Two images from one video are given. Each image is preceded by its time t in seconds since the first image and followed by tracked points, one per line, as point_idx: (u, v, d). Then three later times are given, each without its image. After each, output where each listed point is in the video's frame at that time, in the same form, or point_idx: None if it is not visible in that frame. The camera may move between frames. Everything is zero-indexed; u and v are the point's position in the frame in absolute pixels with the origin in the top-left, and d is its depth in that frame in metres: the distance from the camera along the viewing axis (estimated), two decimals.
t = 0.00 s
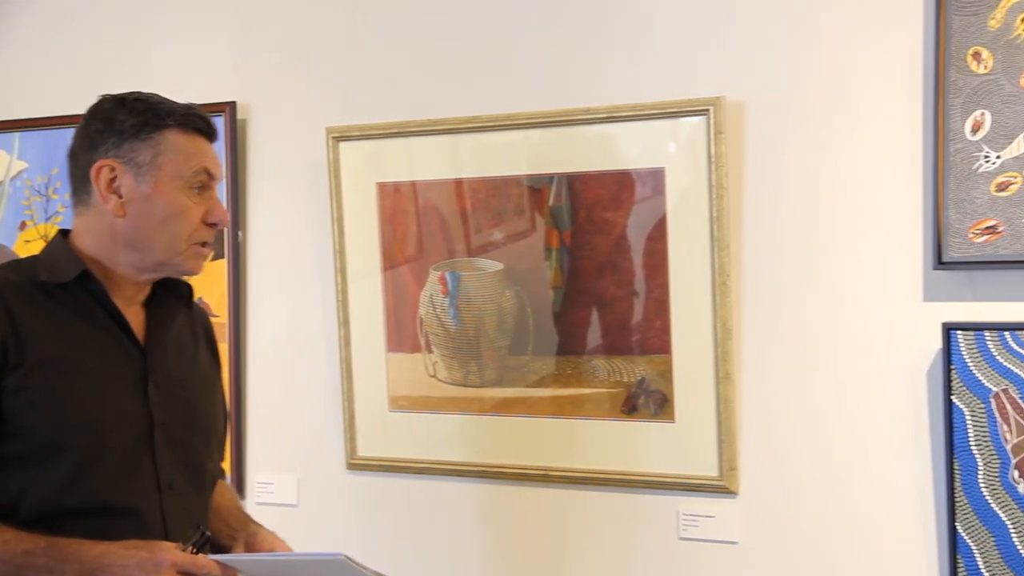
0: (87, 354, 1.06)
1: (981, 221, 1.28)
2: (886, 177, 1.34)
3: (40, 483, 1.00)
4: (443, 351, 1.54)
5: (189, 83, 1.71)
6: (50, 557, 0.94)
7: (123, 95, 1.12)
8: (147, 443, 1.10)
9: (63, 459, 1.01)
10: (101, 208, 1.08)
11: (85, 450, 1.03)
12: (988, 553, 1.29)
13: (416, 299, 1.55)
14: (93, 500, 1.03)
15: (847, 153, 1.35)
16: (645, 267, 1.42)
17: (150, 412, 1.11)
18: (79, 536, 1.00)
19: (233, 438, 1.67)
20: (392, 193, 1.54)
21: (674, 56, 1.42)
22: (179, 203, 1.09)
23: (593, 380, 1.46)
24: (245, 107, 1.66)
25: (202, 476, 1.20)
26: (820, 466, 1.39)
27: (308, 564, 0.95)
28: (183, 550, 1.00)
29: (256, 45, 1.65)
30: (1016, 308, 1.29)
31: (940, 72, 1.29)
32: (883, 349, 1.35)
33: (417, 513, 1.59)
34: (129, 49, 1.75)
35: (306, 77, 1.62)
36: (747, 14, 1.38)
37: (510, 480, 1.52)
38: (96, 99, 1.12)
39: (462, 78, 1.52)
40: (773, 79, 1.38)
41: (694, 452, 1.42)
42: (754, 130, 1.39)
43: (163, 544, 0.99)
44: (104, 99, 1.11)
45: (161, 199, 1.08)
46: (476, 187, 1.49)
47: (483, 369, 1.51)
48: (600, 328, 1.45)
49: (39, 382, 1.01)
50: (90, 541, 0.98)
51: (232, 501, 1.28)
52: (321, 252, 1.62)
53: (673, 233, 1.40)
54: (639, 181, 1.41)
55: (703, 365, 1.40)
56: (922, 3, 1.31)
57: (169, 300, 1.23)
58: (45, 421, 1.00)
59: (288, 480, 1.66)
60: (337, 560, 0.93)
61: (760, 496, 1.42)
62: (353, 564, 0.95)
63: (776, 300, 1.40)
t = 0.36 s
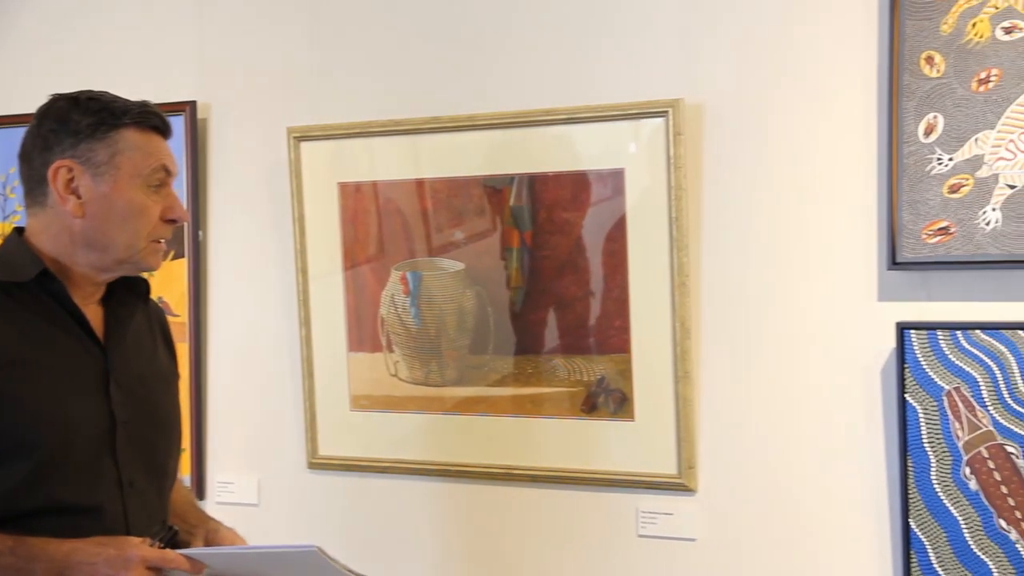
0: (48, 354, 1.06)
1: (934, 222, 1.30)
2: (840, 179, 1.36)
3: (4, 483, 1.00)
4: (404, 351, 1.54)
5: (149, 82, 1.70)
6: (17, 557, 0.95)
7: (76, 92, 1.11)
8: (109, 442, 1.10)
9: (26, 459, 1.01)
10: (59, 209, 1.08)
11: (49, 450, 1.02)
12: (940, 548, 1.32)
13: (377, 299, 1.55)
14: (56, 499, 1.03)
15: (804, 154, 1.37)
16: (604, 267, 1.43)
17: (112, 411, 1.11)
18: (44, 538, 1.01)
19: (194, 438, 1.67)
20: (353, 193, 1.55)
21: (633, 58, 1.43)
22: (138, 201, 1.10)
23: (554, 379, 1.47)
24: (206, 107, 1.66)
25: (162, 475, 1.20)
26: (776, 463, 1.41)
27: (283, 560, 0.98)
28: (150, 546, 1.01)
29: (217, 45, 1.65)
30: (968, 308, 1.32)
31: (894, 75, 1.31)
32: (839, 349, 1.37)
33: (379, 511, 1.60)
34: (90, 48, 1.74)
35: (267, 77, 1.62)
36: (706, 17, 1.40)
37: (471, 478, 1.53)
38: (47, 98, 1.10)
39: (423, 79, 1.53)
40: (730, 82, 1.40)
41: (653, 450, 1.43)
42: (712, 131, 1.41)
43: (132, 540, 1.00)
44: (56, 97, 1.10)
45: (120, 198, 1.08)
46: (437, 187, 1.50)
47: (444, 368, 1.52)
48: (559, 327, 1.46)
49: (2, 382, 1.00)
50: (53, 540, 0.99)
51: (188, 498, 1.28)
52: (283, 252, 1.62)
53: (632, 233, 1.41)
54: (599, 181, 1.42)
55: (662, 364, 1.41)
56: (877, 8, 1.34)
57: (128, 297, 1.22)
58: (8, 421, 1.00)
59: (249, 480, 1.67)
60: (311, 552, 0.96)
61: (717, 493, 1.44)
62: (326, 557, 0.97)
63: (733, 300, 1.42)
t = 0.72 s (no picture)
0: None
1: (886, 223, 1.32)
2: (794, 180, 1.38)
3: None
4: (362, 350, 1.55)
5: (106, 80, 1.69)
6: None
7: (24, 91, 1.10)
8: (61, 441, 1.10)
9: None
10: (7, 209, 1.07)
11: None
12: (892, 544, 1.34)
13: (335, 299, 1.56)
14: (6, 498, 1.03)
15: (758, 156, 1.39)
16: (561, 267, 1.44)
17: (65, 410, 1.11)
18: None
19: (151, 438, 1.67)
20: (311, 193, 1.55)
21: (590, 59, 1.44)
22: (88, 201, 1.09)
23: (512, 378, 1.48)
24: (163, 105, 1.65)
25: (117, 473, 1.20)
26: (732, 461, 1.43)
27: (237, 555, 0.99)
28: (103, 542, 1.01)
29: (175, 44, 1.64)
30: (918, 308, 1.34)
31: (847, 79, 1.33)
32: (793, 348, 1.39)
33: (337, 510, 1.60)
34: (47, 46, 1.73)
35: (226, 76, 1.61)
36: (662, 20, 1.42)
37: (430, 477, 1.54)
38: None
39: (382, 79, 1.53)
40: (686, 84, 1.41)
41: (610, 449, 1.45)
42: (668, 133, 1.42)
43: (84, 535, 1.00)
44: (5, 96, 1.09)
45: (70, 198, 1.08)
46: (396, 187, 1.51)
47: (403, 368, 1.53)
48: (516, 326, 1.47)
49: None
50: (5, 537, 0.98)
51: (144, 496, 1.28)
52: (241, 251, 1.62)
53: (589, 233, 1.42)
54: (557, 181, 1.43)
55: (619, 363, 1.43)
56: (831, 12, 1.36)
57: (81, 295, 1.22)
58: None
59: (206, 480, 1.66)
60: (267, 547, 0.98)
61: (673, 491, 1.45)
62: (279, 550, 1.00)
63: (689, 300, 1.43)
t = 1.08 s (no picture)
0: None
1: (839, 224, 1.34)
2: (749, 181, 1.40)
3: None
4: (321, 349, 1.55)
5: (63, 79, 1.68)
6: None
7: None
8: (15, 440, 1.10)
9: None
10: None
11: None
12: (845, 540, 1.36)
13: (295, 298, 1.56)
14: None
15: (715, 157, 1.41)
16: (519, 266, 1.45)
17: (18, 409, 1.11)
18: None
19: (108, 438, 1.66)
20: (269, 192, 1.55)
21: (548, 61, 1.45)
22: (40, 199, 1.08)
23: (470, 377, 1.49)
24: (121, 104, 1.65)
25: (74, 474, 1.19)
26: (689, 458, 1.44)
27: (188, 549, 1.00)
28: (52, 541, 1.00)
29: (133, 42, 1.64)
30: (871, 307, 1.36)
31: (801, 81, 1.35)
32: (748, 347, 1.41)
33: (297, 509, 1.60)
34: (3, 44, 1.72)
35: (184, 75, 1.61)
36: (619, 22, 1.43)
37: (389, 476, 1.54)
38: None
39: (341, 79, 1.54)
40: (643, 85, 1.42)
41: (568, 447, 1.46)
42: (626, 134, 1.44)
43: (33, 534, 0.99)
44: None
45: (22, 195, 1.07)
46: (355, 187, 1.51)
47: (362, 367, 1.53)
48: (475, 326, 1.48)
49: None
50: None
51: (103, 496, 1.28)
52: (200, 251, 1.62)
53: (548, 234, 1.43)
54: (515, 181, 1.44)
55: (578, 363, 1.44)
56: (785, 15, 1.37)
57: (35, 295, 1.21)
58: None
59: (164, 480, 1.66)
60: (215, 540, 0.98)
61: (630, 489, 1.47)
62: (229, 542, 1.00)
63: (646, 298, 1.45)
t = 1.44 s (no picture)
0: None
1: (798, 225, 1.35)
2: (709, 181, 1.41)
3: None
4: (283, 349, 1.55)
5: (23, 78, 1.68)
6: None
7: None
8: None
9: None
10: None
11: None
12: (804, 537, 1.37)
13: (257, 298, 1.56)
14: None
15: (675, 158, 1.42)
16: (481, 266, 1.46)
17: None
18: None
19: (69, 438, 1.65)
20: (231, 192, 1.55)
21: (510, 62, 1.46)
22: None
23: (433, 377, 1.49)
24: (81, 103, 1.64)
25: (32, 475, 1.18)
26: (649, 456, 1.46)
27: (142, 543, 0.99)
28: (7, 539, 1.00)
29: (94, 42, 1.63)
30: (828, 307, 1.38)
31: (760, 83, 1.36)
32: (708, 347, 1.43)
33: (260, 508, 1.61)
34: None
35: (145, 75, 1.61)
36: (581, 23, 1.44)
37: (353, 475, 1.55)
38: None
39: (303, 79, 1.54)
40: (604, 87, 1.44)
41: (530, 446, 1.47)
42: (587, 135, 1.45)
43: None
44: None
45: None
46: (317, 187, 1.51)
47: (325, 367, 1.53)
48: (437, 326, 1.49)
49: None
50: None
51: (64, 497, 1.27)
52: (161, 250, 1.62)
53: (510, 234, 1.44)
54: (478, 182, 1.45)
55: (539, 362, 1.45)
56: (744, 18, 1.39)
57: None
58: None
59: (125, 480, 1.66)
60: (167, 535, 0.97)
61: (592, 487, 1.48)
62: (184, 536, 0.99)
63: (606, 298, 1.46)
